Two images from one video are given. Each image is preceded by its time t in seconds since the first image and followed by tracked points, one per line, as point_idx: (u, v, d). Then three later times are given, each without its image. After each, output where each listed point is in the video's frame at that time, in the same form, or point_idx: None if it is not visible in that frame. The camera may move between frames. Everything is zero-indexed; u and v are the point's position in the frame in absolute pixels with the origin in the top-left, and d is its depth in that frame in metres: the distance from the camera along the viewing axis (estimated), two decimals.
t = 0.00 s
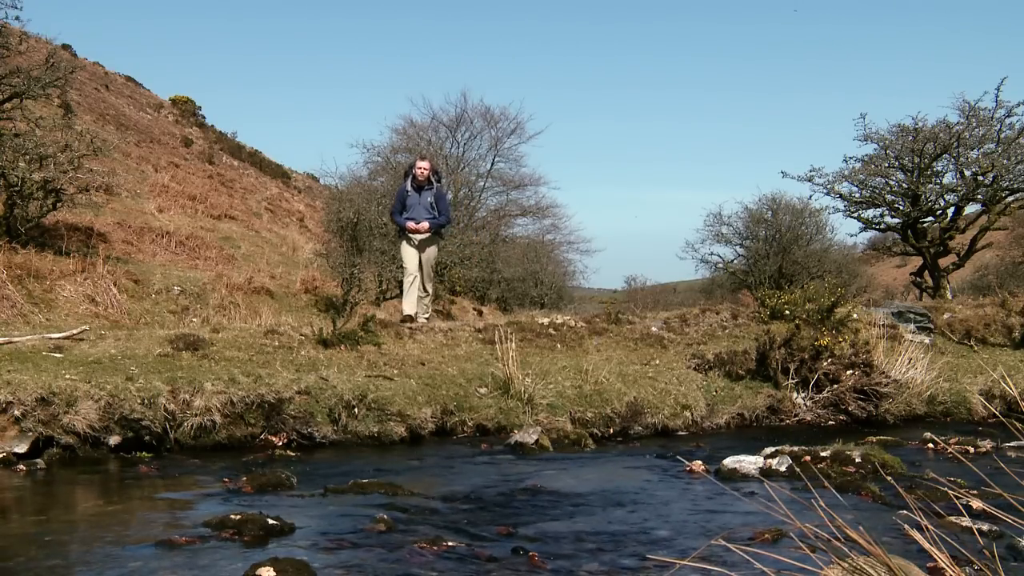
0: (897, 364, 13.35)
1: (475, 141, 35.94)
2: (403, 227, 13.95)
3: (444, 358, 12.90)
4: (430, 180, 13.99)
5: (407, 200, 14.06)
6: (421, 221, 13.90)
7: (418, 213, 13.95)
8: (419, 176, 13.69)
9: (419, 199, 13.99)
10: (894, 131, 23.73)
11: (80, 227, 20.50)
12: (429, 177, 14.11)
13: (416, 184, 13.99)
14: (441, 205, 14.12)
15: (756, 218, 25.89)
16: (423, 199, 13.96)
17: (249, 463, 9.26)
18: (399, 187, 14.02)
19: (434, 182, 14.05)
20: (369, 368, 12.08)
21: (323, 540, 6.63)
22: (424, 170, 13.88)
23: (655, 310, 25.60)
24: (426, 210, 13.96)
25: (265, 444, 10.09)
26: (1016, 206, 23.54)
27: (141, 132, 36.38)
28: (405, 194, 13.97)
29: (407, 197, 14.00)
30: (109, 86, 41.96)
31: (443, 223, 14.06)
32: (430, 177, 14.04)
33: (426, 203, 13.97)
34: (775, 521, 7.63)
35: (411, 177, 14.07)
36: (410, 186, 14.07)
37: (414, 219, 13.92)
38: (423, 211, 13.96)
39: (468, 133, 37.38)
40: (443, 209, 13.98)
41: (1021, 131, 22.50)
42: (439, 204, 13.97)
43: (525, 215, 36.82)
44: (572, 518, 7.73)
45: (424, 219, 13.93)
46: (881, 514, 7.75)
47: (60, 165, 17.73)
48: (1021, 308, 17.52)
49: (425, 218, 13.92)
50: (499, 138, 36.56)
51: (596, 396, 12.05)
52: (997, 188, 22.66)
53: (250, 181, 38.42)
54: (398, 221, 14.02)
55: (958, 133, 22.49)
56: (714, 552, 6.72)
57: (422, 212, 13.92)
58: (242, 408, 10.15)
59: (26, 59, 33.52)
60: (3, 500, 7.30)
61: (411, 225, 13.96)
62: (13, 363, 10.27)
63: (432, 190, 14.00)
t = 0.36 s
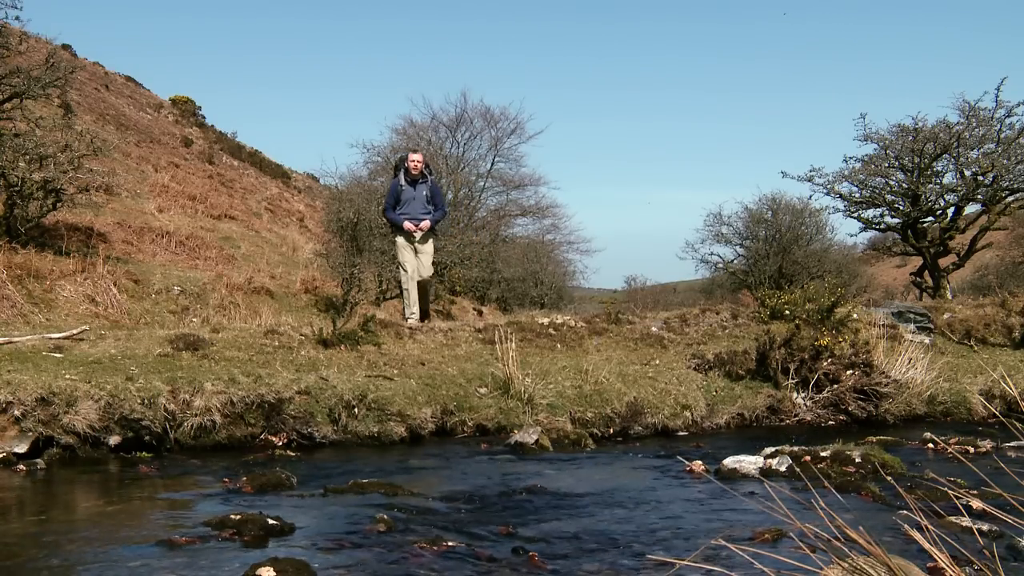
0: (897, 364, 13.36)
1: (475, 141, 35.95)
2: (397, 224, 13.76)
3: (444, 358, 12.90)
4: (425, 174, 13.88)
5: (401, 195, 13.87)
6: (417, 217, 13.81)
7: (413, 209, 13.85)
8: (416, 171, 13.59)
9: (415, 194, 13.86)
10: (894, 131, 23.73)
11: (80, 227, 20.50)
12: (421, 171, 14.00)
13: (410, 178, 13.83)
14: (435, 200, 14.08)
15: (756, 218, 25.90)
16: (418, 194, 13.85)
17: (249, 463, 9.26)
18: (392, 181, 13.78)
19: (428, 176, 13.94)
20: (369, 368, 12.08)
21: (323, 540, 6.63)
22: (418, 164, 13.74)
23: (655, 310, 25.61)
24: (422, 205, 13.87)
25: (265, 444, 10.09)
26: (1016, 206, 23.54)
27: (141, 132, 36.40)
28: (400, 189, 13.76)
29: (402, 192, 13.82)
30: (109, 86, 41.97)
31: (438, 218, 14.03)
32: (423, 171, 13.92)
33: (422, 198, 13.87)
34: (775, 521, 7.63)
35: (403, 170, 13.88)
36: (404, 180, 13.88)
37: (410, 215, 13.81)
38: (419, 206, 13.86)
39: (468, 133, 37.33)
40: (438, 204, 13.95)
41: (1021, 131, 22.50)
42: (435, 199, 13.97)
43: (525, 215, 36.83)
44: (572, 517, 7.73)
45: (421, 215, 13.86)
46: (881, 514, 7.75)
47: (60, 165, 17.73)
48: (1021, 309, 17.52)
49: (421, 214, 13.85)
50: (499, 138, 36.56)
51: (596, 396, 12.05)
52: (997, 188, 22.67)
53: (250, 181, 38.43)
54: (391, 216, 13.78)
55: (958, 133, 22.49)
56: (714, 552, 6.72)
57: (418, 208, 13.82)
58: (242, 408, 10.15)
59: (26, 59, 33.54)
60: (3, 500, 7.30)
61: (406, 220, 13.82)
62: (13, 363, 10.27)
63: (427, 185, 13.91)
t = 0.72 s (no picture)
0: (897, 364, 13.36)
1: (475, 141, 35.95)
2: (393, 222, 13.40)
3: (444, 358, 12.90)
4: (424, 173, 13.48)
5: (397, 193, 13.53)
6: (413, 217, 13.49)
7: (409, 209, 13.50)
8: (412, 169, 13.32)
9: (412, 193, 13.53)
10: (894, 131, 23.74)
11: (80, 227, 20.50)
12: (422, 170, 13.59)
13: (408, 177, 13.50)
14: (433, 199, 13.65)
15: (756, 218, 25.90)
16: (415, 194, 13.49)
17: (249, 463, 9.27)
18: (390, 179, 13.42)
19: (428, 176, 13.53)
20: (369, 368, 12.07)
21: (323, 540, 6.63)
22: (418, 163, 13.37)
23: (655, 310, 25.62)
24: (418, 205, 13.52)
25: (265, 444, 10.09)
26: (1016, 206, 23.53)
27: (141, 132, 36.40)
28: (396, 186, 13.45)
29: (399, 190, 13.51)
30: (109, 86, 41.97)
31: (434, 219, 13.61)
32: (423, 170, 13.52)
33: (419, 198, 13.55)
34: (775, 521, 7.63)
35: (401, 168, 13.53)
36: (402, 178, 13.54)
37: (405, 214, 13.49)
38: (414, 206, 13.52)
39: (469, 133, 37.30)
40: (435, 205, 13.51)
41: (1021, 131, 22.50)
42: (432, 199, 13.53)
43: (525, 215, 36.85)
44: (572, 518, 7.72)
45: (415, 215, 13.51)
46: (881, 514, 7.75)
47: (60, 165, 17.73)
48: (1021, 309, 17.52)
49: (418, 214, 13.52)
50: (499, 138, 36.57)
51: (596, 396, 12.05)
52: (997, 188, 22.67)
53: (250, 181, 38.44)
54: (386, 213, 13.42)
55: (958, 133, 22.49)
56: (714, 552, 6.72)
57: (413, 208, 13.48)
58: (242, 408, 10.15)
59: (26, 59, 33.56)
60: (3, 500, 7.29)
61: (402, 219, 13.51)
62: (13, 363, 10.27)
63: (425, 184, 13.49)
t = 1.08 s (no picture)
0: (897, 364, 13.37)
1: (475, 141, 35.97)
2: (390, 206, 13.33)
3: (444, 358, 12.90)
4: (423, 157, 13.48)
5: (395, 177, 13.50)
6: (410, 202, 13.44)
7: (407, 193, 13.47)
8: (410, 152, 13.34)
9: (409, 178, 13.51)
10: (894, 131, 23.75)
11: (80, 227, 20.50)
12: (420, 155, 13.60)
13: (407, 161, 13.49)
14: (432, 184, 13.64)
15: (756, 218, 25.90)
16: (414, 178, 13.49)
17: (249, 463, 9.27)
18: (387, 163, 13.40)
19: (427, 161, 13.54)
20: (369, 368, 12.07)
21: (323, 540, 6.63)
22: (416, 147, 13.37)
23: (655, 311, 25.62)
24: (416, 189, 13.51)
25: (265, 444, 10.09)
26: (1017, 206, 23.53)
27: (140, 132, 36.40)
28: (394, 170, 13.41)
29: (397, 174, 13.47)
30: (109, 86, 41.98)
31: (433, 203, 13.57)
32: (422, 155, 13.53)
33: (417, 182, 13.53)
34: (775, 521, 7.63)
35: (399, 152, 13.52)
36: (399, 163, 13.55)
37: (403, 198, 13.44)
38: (412, 190, 13.48)
39: (469, 134, 37.29)
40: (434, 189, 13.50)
41: (1021, 131, 22.50)
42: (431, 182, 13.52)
43: (525, 215, 36.86)
44: (572, 517, 7.72)
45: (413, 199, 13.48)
46: (881, 514, 7.75)
47: (60, 165, 17.74)
48: (1021, 309, 17.53)
49: (416, 199, 13.50)
50: (499, 138, 36.59)
51: (596, 396, 12.06)
52: (997, 189, 22.68)
53: (250, 181, 38.44)
54: (384, 197, 13.35)
55: (958, 133, 22.50)
56: (714, 551, 6.72)
57: (412, 192, 13.44)
58: (242, 407, 10.15)
59: (26, 59, 33.56)
60: (3, 500, 7.29)
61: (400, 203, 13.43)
62: (13, 363, 10.27)
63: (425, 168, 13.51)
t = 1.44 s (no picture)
0: (897, 365, 13.37)
1: (475, 141, 35.98)
2: (389, 206, 13.29)
3: (444, 358, 12.90)
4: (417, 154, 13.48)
5: (390, 176, 13.45)
6: (408, 200, 13.42)
7: (403, 191, 13.43)
8: (405, 149, 13.32)
9: (405, 176, 13.50)
10: (894, 131, 23.76)
11: (80, 227, 20.50)
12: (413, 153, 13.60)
13: (401, 159, 13.46)
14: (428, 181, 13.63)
15: (756, 218, 25.90)
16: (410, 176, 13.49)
17: (250, 463, 9.27)
18: (381, 162, 13.33)
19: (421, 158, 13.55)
20: (369, 368, 12.07)
21: (323, 540, 6.63)
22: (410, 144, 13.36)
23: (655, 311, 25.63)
24: (413, 187, 13.49)
25: (265, 444, 10.09)
26: (1016, 206, 23.53)
27: (140, 132, 36.41)
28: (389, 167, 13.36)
29: (392, 172, 13.42)
30: (109, 86, 41.98)
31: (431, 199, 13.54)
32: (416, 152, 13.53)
33: (413, 180, 13.52)
34: (775, 522, 7.63)
35: (393, 151, 13.48)
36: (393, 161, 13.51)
37: (400, 196, 13.40)
38: (409, 188, 13.46)
39: (469, 134, 37.30)
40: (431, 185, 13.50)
41: (1021, 131, 22.51)
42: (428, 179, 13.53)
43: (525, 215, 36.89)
44: (572, 518, 7.72)
45: (411, 196, 13.45)
46: (881, 514, 7.75)
47: (60, 165, 17.74)
48: (1021, 309, 17.53)
49: (413, 196, 13.48)
50: (499, 138, 36.57)
51: (596, 396, 12.06)
52: (997, 189, 22.67)
53: (250, 181, 38.45)
54: (381, 196, 13.29)
55: (958, 133, 22.50)
56: (714, 552, 6.72)
57: (409, 189, 13.42)
58: (242, 407, 10.15)
59: (26, 59, 33.59)
60: (3, 500, 7.29)
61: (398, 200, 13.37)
62: (13, 363, 10.27)
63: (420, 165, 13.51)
